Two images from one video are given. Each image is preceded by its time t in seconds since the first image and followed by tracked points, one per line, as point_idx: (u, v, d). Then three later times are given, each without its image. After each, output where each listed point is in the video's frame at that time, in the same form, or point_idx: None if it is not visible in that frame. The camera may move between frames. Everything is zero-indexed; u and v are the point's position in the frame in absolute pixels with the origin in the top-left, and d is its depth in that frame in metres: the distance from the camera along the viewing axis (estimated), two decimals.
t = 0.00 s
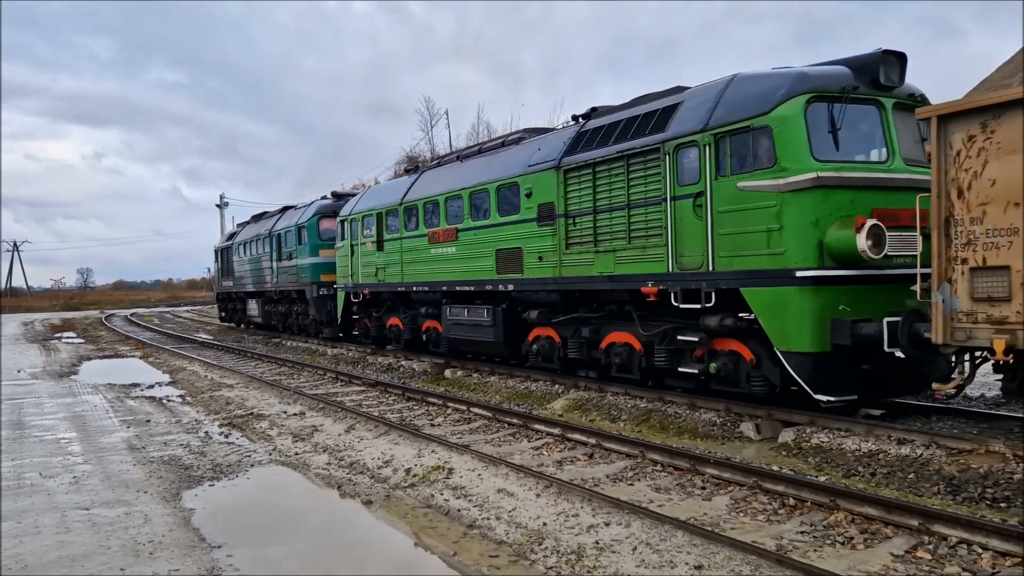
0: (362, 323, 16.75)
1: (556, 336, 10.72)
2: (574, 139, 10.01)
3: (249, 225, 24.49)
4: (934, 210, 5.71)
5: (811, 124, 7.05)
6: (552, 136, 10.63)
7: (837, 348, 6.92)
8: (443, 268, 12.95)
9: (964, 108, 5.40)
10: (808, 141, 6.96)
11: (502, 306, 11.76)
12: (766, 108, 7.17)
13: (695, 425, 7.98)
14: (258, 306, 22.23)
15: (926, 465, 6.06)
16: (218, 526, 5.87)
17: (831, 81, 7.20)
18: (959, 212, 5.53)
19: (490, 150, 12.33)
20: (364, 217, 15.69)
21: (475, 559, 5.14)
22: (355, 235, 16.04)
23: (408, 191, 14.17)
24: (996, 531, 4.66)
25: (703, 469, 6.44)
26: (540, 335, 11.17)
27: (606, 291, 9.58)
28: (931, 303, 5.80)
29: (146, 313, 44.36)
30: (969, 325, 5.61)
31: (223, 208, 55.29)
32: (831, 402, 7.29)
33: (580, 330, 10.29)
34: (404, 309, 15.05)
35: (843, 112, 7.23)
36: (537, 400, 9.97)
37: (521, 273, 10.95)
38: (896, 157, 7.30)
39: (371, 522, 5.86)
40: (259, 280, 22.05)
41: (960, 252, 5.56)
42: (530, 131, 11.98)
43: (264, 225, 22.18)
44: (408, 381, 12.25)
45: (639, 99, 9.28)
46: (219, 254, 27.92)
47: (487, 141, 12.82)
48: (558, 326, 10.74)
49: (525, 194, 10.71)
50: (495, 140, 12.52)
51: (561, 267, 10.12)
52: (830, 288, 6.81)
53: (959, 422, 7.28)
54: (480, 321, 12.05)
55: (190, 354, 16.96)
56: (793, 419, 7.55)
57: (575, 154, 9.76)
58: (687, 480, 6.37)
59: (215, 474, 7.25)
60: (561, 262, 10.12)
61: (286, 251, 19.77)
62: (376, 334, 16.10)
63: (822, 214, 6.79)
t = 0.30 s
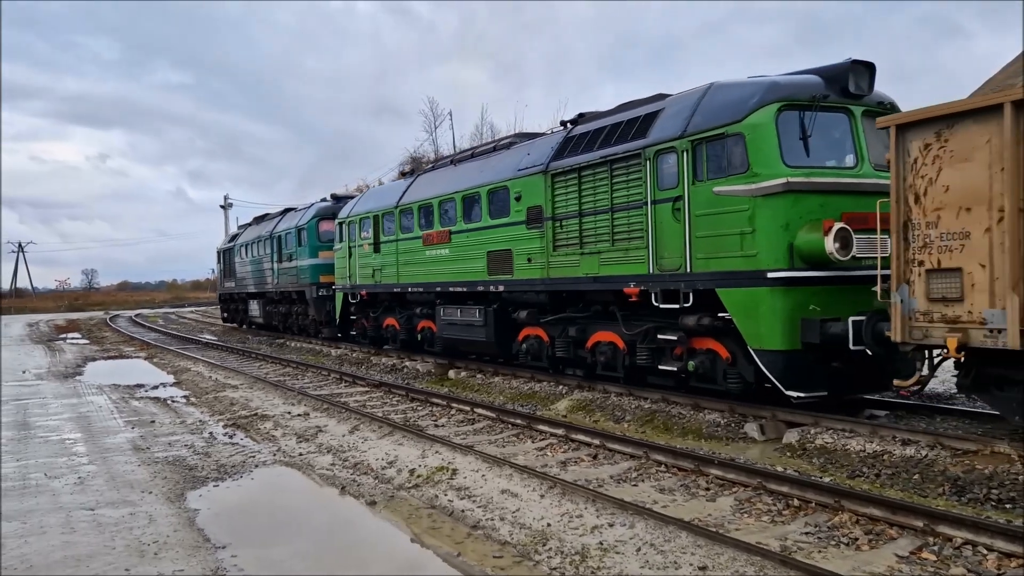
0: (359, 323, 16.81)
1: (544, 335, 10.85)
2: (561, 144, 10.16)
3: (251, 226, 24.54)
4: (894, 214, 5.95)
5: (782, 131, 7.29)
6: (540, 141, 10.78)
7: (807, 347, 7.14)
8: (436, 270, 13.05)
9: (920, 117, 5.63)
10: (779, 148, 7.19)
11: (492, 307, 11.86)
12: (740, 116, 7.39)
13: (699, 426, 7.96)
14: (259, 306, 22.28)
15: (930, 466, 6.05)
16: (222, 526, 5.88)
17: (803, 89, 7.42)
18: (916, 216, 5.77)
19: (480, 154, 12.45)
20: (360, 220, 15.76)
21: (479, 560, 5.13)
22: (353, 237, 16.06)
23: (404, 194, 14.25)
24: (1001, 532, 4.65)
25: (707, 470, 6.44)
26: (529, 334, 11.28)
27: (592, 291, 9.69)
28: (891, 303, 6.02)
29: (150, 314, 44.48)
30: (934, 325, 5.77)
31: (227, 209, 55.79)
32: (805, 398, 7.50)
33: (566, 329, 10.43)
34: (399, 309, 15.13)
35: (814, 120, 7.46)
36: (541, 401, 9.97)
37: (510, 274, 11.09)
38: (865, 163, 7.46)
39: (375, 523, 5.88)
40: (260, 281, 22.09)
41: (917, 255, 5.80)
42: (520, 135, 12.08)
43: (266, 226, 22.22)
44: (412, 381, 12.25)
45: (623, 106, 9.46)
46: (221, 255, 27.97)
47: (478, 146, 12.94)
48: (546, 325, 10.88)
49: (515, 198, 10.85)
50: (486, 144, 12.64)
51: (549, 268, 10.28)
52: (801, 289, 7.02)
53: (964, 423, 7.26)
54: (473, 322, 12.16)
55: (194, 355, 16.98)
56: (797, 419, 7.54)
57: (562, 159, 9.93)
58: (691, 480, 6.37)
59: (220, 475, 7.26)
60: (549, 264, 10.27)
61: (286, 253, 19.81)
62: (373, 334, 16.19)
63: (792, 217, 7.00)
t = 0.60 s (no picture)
0: (357, 324, 16.88)
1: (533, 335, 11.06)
2: (549, 149, 10.36)
3: (254, 229, 24.60)
4: (857, 218, 6.36)
5: (756, 139, 7.60)
6: (529, 146, 10.97)
7: (779, 346, 7.47)
8: (431, 271, 13.14)
9: (882, 126, 6.03)
10: (753, 155, 7.49)
11: (484, 308, 11.99)
12: (716, 124, 7.68)
13: (703, 427, 7.95)
14: (260, 308, 22.34)
15: (936, 467, 6.03)
16: (227, 527, 5.90)
17: (776, 99, 7.73)
18: (878, 221, 6.18)
19: (471, 158, 12.59)
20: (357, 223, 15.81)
21: (483, 561, 5.13)
22: (352, 239, 16.03)
23: (400, 197, 14.29)
24: (1007, 534, 4.63)
25: (711, 471, 6.43)
26: (520, 334, 11.49)
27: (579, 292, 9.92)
28: (854, 303, 6.43)
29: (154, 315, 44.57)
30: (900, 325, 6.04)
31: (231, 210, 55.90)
32: (776, 394, 7.81)
33: (554, 329, 10.69)
34: (395, 309, 15.20)
35: (787, 128, 7.78)
36: (545, 402, 9.98)
37: (501, 275, 11.27)
38: (836, 169, 7.80)
39: (380, 523, 5.90)
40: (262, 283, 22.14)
41: (879, 258, 6.21)
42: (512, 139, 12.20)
43: (267, 229, 22.28)
44: (416, 383, 12.25)
45: (609, 113, 9.71)
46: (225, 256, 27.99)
47: (472, 150, 13.07)
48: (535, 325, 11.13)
49: (505, 202, 11.03)
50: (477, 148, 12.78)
51: (537, 269, 10.47)
52: (774, 290, 7.34)
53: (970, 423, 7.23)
54: (467, 322, 12.28)
55: (199, 356, 16.99)
56: (801, 421, 7.53)
57: (549, 164, 10.13)
58: (696, 482, 6.36)
59: (224, 476, 7.27)
60: (537, 265, 10.46)
61: (286, 255, 19.89)
62: (371, 334, 16.27)
63: (765, 221, 7.34)
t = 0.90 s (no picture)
0: (355, 324, 16.93)
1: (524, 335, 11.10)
2: (537, 154, 10.40)
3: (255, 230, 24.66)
4: (824, 222, 6.61)
5: (731, 145, 7.70)
6: (519, 151, 11.01)
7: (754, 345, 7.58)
8: (426, 273, 13.14)
9: (845, 135, 6.30)
10: (728, 161, 7.60)
11: (476, 308, 12.04)
12: (694, 131, 7.77)
13: (707, 428, 7.94)
14: (261, 309, 22.41)
15: (940, 468, 6.02)
16: (231, 527, 5.92)
17: (751, 107, 7.86)
18: (843, 225, 6.43)
19: (464, 163, 12.62)
20: (355, 226, 15.81)
21: (487, 562, 5.13)
22: (350, 241, 16.05)
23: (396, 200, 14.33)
24: (1012, 536, 4.61)
25: (716, 472, 6.42)
26: (510, 334, 11.54)
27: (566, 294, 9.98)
28: (821, 303, 6.67)
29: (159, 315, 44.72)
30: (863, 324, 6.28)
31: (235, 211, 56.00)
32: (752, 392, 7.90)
33: (542, 329, 10.78)
34: (392, 309, 15.26)
35: (762, 135, 7.89)
36: (548, 403, 9.97)
37: (491, 277, 11.30)
38: (809, 175, 7.92)
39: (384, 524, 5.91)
40: (263, 284, 22.19)
41: (844, 260, 6.45)
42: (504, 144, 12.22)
43: (269, 230, 22.33)
44: (420, 384, 12.25)
45: (595, 120, 9.77)
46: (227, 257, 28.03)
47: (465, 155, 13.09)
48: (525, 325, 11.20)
49: (496, 205, 11.06)
50: (471, 153, 12.81)
51: (526, 271, 10.49)
52: (748, 291, 7.45)
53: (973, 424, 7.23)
54: (460, 323, 12.31)
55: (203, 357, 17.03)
56: (805, 422, 7.53)
57: (537, 168, 10.19)
58: (700, 483, 6.35)
59: (228, 477, 7.28)
60: (526, 268, 10.49)
61: (286, 257, 19.96)
62: (369, 335, 16.31)
63: (739, 225, 7.44)
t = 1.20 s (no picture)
0: (353, 325, 16.96)
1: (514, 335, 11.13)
2: (526, 159, 10.43)
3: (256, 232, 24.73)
4: (794, 228, 6.96)
5: (708, 152, 7.81)
6: (509, 156, 11.03)
7: (731, 345, 7.69)
8: (422, 275, 13.12)
9: (812, 144, 6.64)
10: (705, 167, 7.70)
11: (469, 309, 12.07)
12: (674, 137, 7.85)
13: (711, 429, 7.93)
14: (263, 310, 22.48)
15: (945, 470, 6.00)
16: (235, 528, 5.92)
17: (728, 115, 7.96)
18: (810, 229, 6.76)
19: (458, 167, 12.63)
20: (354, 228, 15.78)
21: (491, 563, 5.13)
22: (348, 242, 16.07)
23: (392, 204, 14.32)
24: (1017, 538, 4.59)
25: (719, 474, 6.41)
26: (501, 333, 11.57)
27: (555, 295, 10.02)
28: (792, 304, 6.99)
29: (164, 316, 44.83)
30: (829, 324, 6.62)
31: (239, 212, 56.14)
32: (730, 391, 7.96)
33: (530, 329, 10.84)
34: (389, 310, 15.30)
35: (738, 142, 7.99)
36: (552, 404, 9.97)
37: (483, 279, 11.32)
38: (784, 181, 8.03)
39: (388, 524, 5.91)
40: (264, 285, 22.24)
41: (811, 263, 6.79)
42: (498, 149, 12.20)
43: (270, 232, 22.38)
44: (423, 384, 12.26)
45: (583, 125, 9.81)
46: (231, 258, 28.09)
47: (460, 158, 13.11)
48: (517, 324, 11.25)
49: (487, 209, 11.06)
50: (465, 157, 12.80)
51: (516, 272, 10.50)
52: (725, 292, 7.56)
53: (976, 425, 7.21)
54: (454, 323, 12.33)
55: (206, 358, 17.05)
56: (809, 423, 7.50)
57: (525, 173, 10.23)
58: (703, 484, 6.34)
59: (232, 477, 7.29)
60: (516, 270, 10.50)
61: (286, 259, 20.03)
62: (367, 335, 16.34)
63: (717, 229, 7.57)
